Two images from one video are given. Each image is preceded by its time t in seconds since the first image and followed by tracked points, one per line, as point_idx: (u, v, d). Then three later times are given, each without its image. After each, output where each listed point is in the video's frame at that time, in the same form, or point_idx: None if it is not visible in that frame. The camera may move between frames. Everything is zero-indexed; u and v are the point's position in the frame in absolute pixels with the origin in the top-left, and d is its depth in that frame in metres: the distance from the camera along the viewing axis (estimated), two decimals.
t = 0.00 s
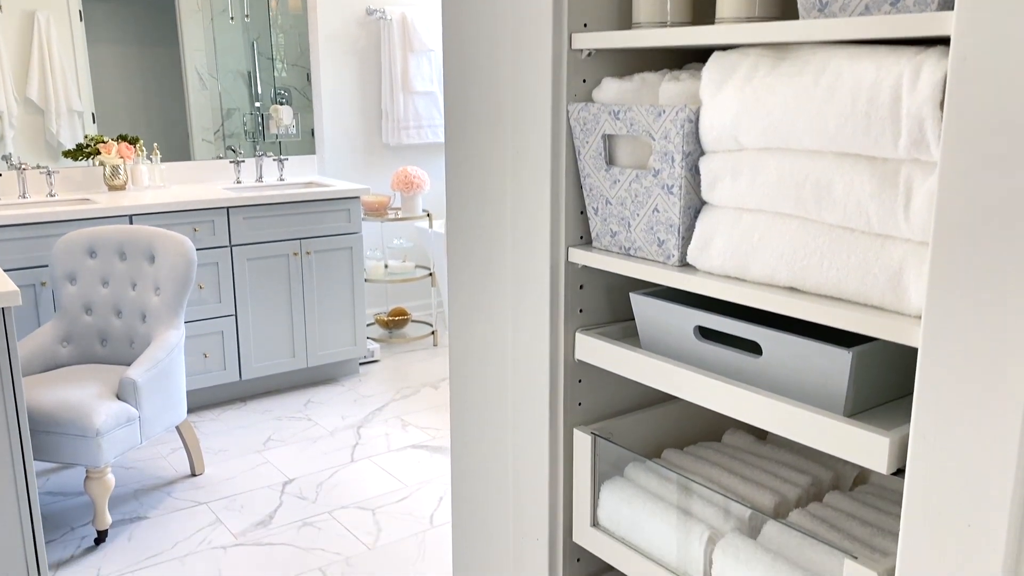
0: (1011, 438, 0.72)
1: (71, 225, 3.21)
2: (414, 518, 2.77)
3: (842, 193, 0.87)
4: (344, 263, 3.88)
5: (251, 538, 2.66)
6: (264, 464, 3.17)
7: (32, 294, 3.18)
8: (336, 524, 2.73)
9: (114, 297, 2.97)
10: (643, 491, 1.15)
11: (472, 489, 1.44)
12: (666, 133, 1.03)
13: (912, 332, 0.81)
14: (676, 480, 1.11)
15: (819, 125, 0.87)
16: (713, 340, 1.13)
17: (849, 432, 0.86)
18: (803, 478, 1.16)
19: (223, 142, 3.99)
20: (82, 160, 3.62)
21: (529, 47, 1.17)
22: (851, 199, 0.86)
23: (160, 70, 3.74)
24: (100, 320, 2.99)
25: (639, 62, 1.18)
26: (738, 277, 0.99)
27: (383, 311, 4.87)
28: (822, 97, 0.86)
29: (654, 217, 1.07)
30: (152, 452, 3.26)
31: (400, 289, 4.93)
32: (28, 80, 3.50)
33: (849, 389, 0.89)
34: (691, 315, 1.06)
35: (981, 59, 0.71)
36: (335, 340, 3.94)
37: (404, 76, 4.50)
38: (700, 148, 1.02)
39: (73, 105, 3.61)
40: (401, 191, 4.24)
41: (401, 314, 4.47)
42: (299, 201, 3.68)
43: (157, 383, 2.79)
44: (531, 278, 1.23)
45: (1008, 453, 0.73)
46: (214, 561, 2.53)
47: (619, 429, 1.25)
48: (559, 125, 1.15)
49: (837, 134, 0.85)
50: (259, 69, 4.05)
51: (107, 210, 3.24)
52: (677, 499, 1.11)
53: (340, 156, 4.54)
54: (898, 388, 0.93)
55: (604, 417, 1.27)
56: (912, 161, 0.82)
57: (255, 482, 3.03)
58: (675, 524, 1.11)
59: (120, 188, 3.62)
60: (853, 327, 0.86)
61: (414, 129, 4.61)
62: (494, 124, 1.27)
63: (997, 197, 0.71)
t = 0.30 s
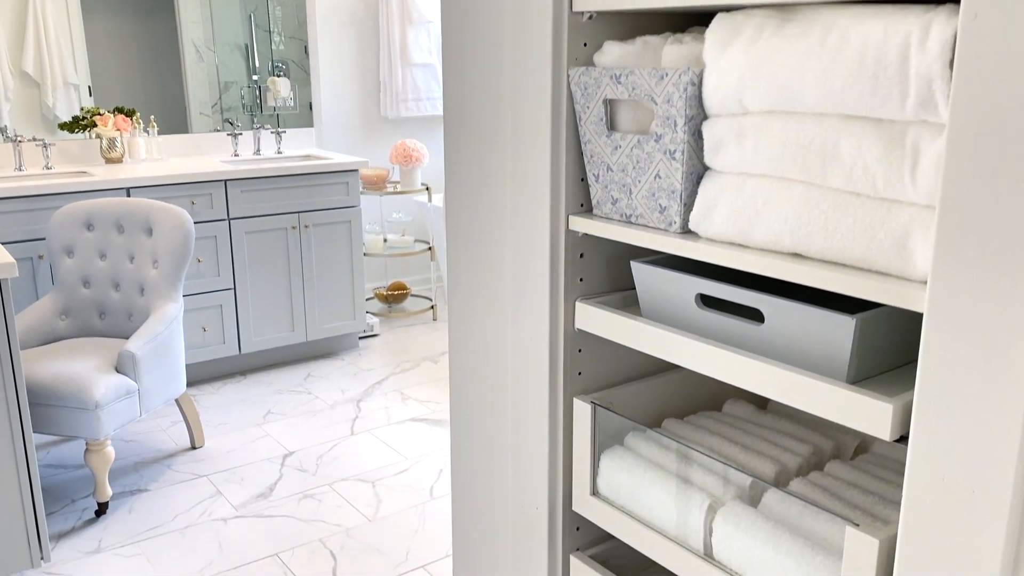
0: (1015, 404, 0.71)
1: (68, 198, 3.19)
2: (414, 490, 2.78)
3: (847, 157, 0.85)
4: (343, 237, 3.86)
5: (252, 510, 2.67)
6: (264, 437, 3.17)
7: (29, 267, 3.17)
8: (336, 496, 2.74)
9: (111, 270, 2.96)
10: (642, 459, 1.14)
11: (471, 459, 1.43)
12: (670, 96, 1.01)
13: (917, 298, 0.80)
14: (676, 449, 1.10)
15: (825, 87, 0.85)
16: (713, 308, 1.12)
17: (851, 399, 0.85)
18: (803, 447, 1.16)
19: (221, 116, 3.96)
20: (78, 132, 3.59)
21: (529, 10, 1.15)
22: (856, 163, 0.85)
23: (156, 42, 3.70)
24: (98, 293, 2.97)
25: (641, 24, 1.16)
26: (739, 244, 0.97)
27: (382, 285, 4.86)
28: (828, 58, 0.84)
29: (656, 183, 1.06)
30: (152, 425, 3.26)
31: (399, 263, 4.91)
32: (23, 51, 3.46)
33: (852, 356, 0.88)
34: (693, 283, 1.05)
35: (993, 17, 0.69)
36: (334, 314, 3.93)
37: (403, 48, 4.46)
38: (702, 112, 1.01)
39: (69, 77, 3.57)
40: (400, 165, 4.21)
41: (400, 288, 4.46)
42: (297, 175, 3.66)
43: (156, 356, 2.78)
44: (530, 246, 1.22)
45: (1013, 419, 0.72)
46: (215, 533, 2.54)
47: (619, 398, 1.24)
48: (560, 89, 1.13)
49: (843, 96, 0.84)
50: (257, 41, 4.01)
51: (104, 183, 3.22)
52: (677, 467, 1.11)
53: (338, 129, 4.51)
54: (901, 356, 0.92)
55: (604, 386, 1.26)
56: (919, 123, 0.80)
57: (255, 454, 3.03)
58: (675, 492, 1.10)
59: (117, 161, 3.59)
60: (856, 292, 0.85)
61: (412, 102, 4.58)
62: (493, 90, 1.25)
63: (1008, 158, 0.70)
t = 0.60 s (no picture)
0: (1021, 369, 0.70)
1: (65, 169, 3.16)
2: (415, 460, 2.78)
3: (856, 117, 0.84)
4: (342, 208, 3.84)
5: (252, 480, 2.67)
6: (264, 408, 3.17)
7: (27, 238, 3.15)
8: (337, 467, 2.74)
9: (110, 241, 2.94)
10: (643, 426, 1.14)
11: (471, 427, 1.43)
12: (674, 56, 0.99)
13: (926, 260, 0.78)
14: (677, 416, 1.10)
15: (834, 45, 0.83)
16: (717, 274, 1.11)
17: (856, 363, 0.84)
18: (806, 414, 1.15)
19: (219, 87, 3.92)
20: (74, 102, 3.56)
21: None
22: (864, 123, 0.83)
23: (152, 12, 3.64)
24: (96, 264, 2.96)
25: None
26: (745, 207, 0.96)
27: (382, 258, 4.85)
28: (837, 16, 0.82)
29: (660, 146, 1.04)
30: (152, 396, 3.26)
31: (398, 236, 4.89)
32: (18, 20, 3.41)
33: (858, 320, 0.87)
34: (697, 248, 1.03)
35: None
36: (334, 286, 3.92)
37: (401, 18, 4.42)
38: (708, 72, 0.99)
39: (65, 47, 3.53)
40: (399, 136, 4.18)
41: (400, 261, 4.44)
42: (296, 145, 3.63)
43: (155, 327, 2.78)
44: (531, 211, 1.20)
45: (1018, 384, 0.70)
46: (216, 502, 2.55)
47: (620, 365, 1.23)
48: (562, 51, 1.11)
49: (852, 55, 0.82)
50: (254, 11, 3.96)
51: (100, 153, 3.19)
52: (676, 433, 1.11)
53: (337, 100, 4.46)
54: (910, 320, 0.91)
55: (605, 353, 1.25)
56: (930, 81, 0.78)
57: (255, 425, 3.03)
58: (676, 458, 1.10)
59: (114, 131, 3.56)
60: (864, 255, 0.83)
61: (412, 73, 4.54)
62: (494, 52, 1.23)
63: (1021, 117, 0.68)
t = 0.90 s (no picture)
0: None
1: (61, 137, 3.13)
2: (415, 428, 2.79)
3: (864, 74, 0.82)
4: (341, 178, 3.82)
5: (253, 448, 2.68)
6: (264, 377, 3.17)
7: (23, 207, 3.13)
8: (337, 435, 2.75)
9: (107, 210, 2.92)
10: (643, 392, 1.14)
11: (470, 394, 1.42)
12: (678, 14, 0.97)
13: (934, 220, 0.77)
14: (677, 379, 1.09)
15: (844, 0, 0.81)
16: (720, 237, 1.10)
17: (861, 325, 0.83)
18: (808, 379, 1.14)
19: (217, 56, 3.88)
20: (69, 70, 3.51)
21: None
22: (873, 80, 0.81)
23: None
24: (94, 232, 2.94)
25: None
26: (750, 168, 0.94)
27: (381, 228, 4.83)
28: None
29: (663, 106, 1.02)
30: (151, 365, 3.26)
31: (398, 206, 4.87)
32: None
33: (863, 283, 0.85)
34: (700, 210, 1.02)
35: None
36: (333, 256, 3.90)
37: None
38: (713, 30, 0.97)
39: (60, 15, 3.48)
40: (398, 104, 4.14)
41: (400, 231, 4.43)
42: (294, 113, 3.59)
43: (153, 296, 2.76)
44: (533, 175, 1.18)
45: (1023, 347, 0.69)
46: (216, 470, 2.55)
47: (621, 331, 1.22)
48: (563, 10, 1.09)
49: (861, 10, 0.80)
50: None
51: (97, 121, 3.16)
52: (676, 398, 1.10)
53: (336, 68, 4.41)
54: (916, 282, 0.90)
55: (607, 320, 1.24)
56: (942, 37, 0.76)
57: (255, 394, 3.04)
58: (675, 422, 1.10)
59: (111, 99, 3.52)
60: (869, 216, 0.82)
61: (410, 41, 4.50)
62: (495, 12, 1.20)
63: None
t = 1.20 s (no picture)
0: None
1: (57, 103, 3.10)
2: (414, 397, 2.79)
3: (872, 32, 0.80)
4: (339, 146, 3.79)
5: (252, 416, 2.68)
6: (263, 346, 3.17)
7: (20, 174, 3.10)
8: (337, 403, 2.75)
9: (104, 177, 2.90)
10: (643, 357, 1.13)
11: (469, 361, 1.42)
12: None
13: (940, 179, 0.75)
14: (677, 344, 1.09)
15: None
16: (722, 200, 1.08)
17: (864, 287, 0.81)
18: (809, 345, 1.14)
19: (212, 22, 3.82)
20: (64, 35, 3.47)
21: None
22: (880, 38, 0.79)
23: None
24: (92, 200, 2.92)
25: None
26: (754, 129, 0.92)
27: (379, 198, 4.80)
28: None
29: (665, 66, 1.01)
30: (150, 334, 3.25)
31: (396, 175, 4.84)
32: None
33: (867, 245, 0.84)
34: (702, 172, 1.00)
35: None
36: (332, 226, 3.88)
37: None
38: None
39: None
40: (396, 72, 4.10)
41: (398, 200, 4.40)
42: (291, 80, 3.56)
43: (151, 264, 2.75)
44: (532, 138, 1.16)
45: None
46: (216, 437, 2.56)
47: (621, 296, 1.21)
48: None
49: None
50: None
51: (92, 87, 3.12)
52: (676, 362, 1.10)
53: (335, 35, 4.36)
54: (920, 246, 0.89)
55: (606, 285, 1.23)
56: None
57: (254, 363, 3.04)
58: (675, 387, 1.09)
59: (106, 66, 3.47)
60: (874, 176, 0.80)
61: (409, 7, 4.46)
62: None
63: None
